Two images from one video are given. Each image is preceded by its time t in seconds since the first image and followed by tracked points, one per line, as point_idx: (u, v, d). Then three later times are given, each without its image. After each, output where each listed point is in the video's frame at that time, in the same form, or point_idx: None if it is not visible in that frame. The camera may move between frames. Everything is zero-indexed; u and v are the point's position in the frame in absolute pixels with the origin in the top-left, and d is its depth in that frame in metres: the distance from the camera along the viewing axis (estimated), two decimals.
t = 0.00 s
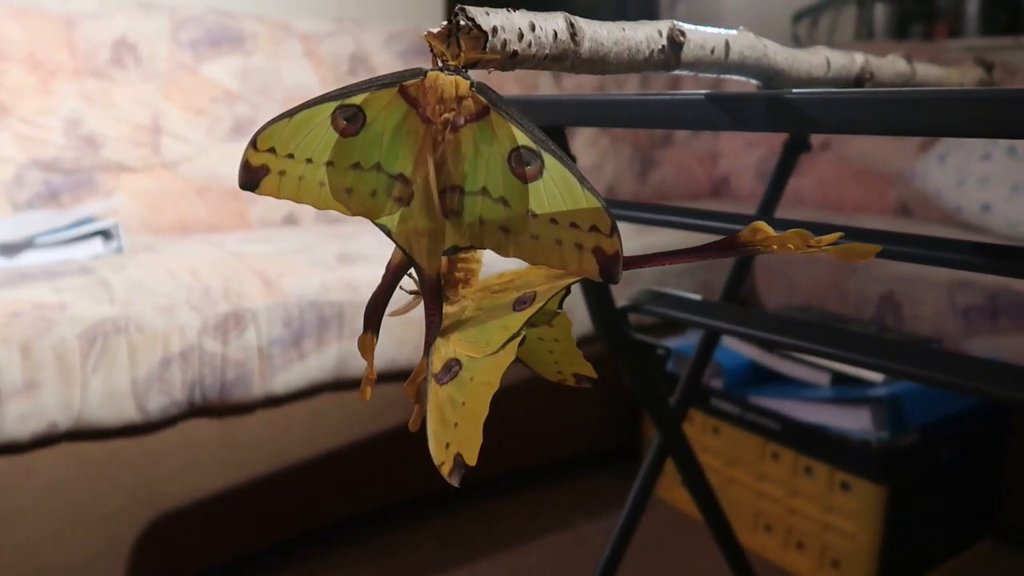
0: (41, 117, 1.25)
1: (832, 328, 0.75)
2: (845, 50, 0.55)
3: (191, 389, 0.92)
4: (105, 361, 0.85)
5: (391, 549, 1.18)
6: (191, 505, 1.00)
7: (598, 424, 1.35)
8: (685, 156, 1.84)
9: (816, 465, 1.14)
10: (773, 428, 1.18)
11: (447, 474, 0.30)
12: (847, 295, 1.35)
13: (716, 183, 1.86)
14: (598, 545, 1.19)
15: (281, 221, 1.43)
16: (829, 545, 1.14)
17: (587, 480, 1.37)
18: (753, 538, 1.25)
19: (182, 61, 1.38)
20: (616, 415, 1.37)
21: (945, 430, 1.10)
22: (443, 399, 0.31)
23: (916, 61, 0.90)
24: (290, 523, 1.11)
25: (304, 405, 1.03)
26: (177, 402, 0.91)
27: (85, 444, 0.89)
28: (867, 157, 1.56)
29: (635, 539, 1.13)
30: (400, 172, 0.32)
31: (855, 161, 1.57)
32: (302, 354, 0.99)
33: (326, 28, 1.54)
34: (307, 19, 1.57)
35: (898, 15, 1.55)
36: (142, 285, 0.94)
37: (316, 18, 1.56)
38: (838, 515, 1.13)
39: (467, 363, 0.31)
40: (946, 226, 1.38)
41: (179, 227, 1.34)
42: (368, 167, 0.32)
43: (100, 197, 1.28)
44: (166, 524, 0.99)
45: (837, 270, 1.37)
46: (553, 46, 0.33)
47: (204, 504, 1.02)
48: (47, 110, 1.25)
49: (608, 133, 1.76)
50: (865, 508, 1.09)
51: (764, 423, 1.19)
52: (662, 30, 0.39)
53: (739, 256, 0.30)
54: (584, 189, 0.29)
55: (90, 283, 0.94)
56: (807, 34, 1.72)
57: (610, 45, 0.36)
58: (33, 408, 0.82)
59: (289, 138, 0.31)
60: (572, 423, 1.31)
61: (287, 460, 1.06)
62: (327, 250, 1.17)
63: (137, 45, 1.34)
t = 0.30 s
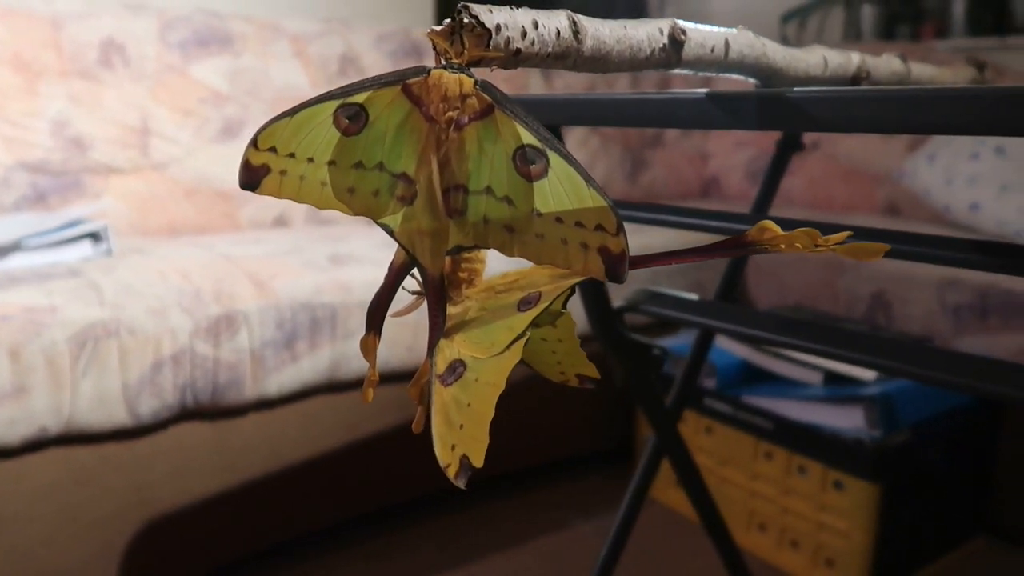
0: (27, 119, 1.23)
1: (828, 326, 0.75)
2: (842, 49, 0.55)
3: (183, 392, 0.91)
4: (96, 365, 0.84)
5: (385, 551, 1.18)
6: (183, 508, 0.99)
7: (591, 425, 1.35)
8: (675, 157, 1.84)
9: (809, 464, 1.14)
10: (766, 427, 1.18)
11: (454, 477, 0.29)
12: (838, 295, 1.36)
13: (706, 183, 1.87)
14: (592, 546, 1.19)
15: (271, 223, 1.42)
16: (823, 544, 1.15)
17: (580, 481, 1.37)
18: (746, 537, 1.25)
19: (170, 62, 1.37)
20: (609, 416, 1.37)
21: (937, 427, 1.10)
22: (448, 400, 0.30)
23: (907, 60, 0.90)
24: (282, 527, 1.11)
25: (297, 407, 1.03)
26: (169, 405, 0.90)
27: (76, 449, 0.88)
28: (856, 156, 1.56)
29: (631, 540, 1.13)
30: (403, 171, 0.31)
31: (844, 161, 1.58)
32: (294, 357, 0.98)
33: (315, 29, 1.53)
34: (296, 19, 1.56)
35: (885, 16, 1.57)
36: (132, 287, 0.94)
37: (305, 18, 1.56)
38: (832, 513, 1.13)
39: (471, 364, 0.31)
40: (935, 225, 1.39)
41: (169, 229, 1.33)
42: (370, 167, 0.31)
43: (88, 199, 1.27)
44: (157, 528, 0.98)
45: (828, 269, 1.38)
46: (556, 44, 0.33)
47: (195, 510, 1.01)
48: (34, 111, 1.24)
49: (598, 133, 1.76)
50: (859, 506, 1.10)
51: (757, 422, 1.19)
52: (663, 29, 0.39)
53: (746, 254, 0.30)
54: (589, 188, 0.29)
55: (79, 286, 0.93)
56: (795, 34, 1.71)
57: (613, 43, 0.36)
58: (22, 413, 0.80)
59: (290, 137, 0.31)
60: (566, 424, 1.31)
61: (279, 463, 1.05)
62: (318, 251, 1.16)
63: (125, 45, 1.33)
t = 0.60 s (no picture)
0: (13, 120, 1.22)
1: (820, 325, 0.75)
2: (836, 50, 0.55)
3: (174, 396, 0.90)
4: (85, 369, 0.83)
5: (378, 554, 1.17)
6: (173, 513, 0.99)
7: (584, 425, 1.35)
8: (664, 157, 1.84)
9: (801, 462, 1.15)
10: (758, 426, 1.19)
11: (458, 482, 0.29)
12: (828, 293, 1.36)
13: (695, 183, 1.87)
14: (585, 546, 1.19)
15: (260, 225, 1.42)
16: (814, 542, 1.15)
17: (573, 481, 1.37)
18: (738, 536, 1.26)
19: (158, 63, 1.36)
20: (601, 416, 1.37)
21: (926, 424, 1.11)
22: (451, 405, 0.30)
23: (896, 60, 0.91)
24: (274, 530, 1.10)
25: (288, 410, 1.02)
26: (159, 409, 0.90)
27: (65, 454, 0.87)
28: (843, 155, 1.57)
29: (626, 541, 1.13)
30: (404, 174, 0.31)
31: (832, 160, 1.59)
32: (286, 360, 0.97)
33: (303, 30, 1.53)
34: (284, 20, 1.55)
35: (870, 16, 1.58)
36: (122, 291, 0.93)
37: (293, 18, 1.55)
38: (823, 511, 1.14)
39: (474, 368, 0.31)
40: (923, 224, 1.40)
41: (156, 231, 1.32)
42: (371, 170, 0.31)
43: (75, 202, 1.26)
44: (148, 533, 0.97)
45: (818, 268, 1.38)
46: (556, 46, 0.33)
47: (186, 514, 1.00)
48: (20, 113, 1.23)
49: (589, 134, 1.74)
50: (850, 504, 1.10)
51: (748, 421, 1.20)
52: (661, 30, 0.38)
53: (749, 257, 0.30)
54: (592, 190, 0.28)
55: (68, 289, 0.92)
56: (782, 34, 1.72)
57: (612, 45, 0.36)
58: (11, 419, 0.79)
59: (289, 140, 0.31)
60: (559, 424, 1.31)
61: (272, 467, 1.04)
62: (309, 253, 1.16)
63: (111, 46, 1.32)
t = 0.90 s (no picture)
0: None
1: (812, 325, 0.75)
2: (829, 50, 0.55)
3: (164, 400, 0.89)
4: (74, 374, 0.82)
5: (370, 557, 1.17)
6: (164, 517, 0.98)
7: (576, 425, 1.35)
8: (652, 157, 1.84)
9: (792, 461, 1.15)
10: (749, 425, 1.19)
11: (462, 485, 0.30)
12: (817, 292, 1.37)
13: (683, 183, 1.88)
14: (578, 547, 1.19)
15: (249, 227, 1.41)
16: (806, 540, 1.16)
17: (565, 481, 1.37)
18: (730, 535, 1.26)
19: (145, 64, 1.35)
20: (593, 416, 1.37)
21: (916, 422, 1.12)
22: (453, 408, 0.31)
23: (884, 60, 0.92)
24: (264, 534, 1.10)
25: (278, 413, 1.02)
26: (149, 413, 0.89)
27: (54, 460, 0.86)
28: (831, 155, 1.57)
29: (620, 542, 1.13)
30: (405, 175, 0.31)
31: (818, 160, 1.59)
32: (277, 362, 0.97)
33: (291, 30, 1.52)
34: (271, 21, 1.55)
35: (856, 17, 1.60)
36: (110, 294, 0.92)
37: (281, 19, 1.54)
38: (815, 509, 1.14)
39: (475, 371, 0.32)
40: (910, 223, 1.41)
41: (144, 234, 1.31)
42: (370, 172, 0.31)
43: (61, 204, 1.24)
44: (138, 538, 0.97)
45: (806, 267, 1.39)
46: (555, 47, 0.33)
47: (176, 518, 0.99)
48: (5, 114, 1.21)
49: (577, 134, 1.74)
50: (841, 502, 1.11)
51: (739, 420, 1.20)
52: (658, 31, 0.38)
53: (752, 258, 0.30)
54: (594, 192, 0.28)
55: (55, 293, 0.91)
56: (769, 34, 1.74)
57: (610, 46, 0.35)
58: None
59: (287, 142, 0.30)
60: (551, 425, 1.31)
61: (262, 470, 1.04)
62: (299, 255, 1.15)
63: (97, 47, 1.31)
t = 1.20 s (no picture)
0: None
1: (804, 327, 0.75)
2: (820, 55, 0.55)
3: (151, 407, 0.88)
4: (59, 382, 0.81)
5: (359, 564, 1.16)
6: (150, 525, 0.97)
7: (565, 430, 1.34)
8: (639, 160, 1.85)
9: (781, 463, 1.16)
10: (738, 427, 1.19)
11: (466, 492, 0.29)
12: (804, 295, 1.37)
13: (669, 186, 1.88)
14: (569, 551, 1.19)
15: (235, 232, 1.40)
16: (796, 541, 1.16)
17: (555, 485, 1.37)
18: (720, 537, 1.26)
19: (129, 68, 1.34)
20: (583, 420, 1.37)
21: (904, 423, 1.13)
22: (456, 413, 0.30)
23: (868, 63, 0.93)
24: (253, 543, 1.09)
25: (266, 420, 1.01)
26: (136, 421, 0.88)
27: (39, 469, 0.84)
28: (815, 158, 1.58)
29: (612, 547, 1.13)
30: (405, 179, 0.31)
31: (803, 164, 1.61)
32: (265, 369, 0.96)
33: (276, 34, 1.52)
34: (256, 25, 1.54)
35: (839, 21, 1.62)
36: (95, 301, 0.91)
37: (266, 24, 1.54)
38: (805, 511, 1.14)
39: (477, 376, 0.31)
40: (894, 225, 1.42)
41: (128, 240, 1.29)
42: (370, 175, 0.31)
43: (44, 210, 1.23)
44: (125, 548, 0.96)
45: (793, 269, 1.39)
46: (555, 50, 0.33)
47: (164, 526, 0.98)
48: None
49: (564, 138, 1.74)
50: (831, 503, 1.11)
51: (728, 422, 1.21)
52: (655, 34, 0.38)
53: (755, 261, 0.30)
54: (596, 197, 0.28)
55: (39, 300, 0.89)
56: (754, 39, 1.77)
57: (608, 49, 0.35)
58: None
59: (286, 146, 0.30)
60: (541, 429, 1.30)
61: (251, 477, 1.03)
62: (287, 260, 1.14)
63: (80, 52, 1.29)
